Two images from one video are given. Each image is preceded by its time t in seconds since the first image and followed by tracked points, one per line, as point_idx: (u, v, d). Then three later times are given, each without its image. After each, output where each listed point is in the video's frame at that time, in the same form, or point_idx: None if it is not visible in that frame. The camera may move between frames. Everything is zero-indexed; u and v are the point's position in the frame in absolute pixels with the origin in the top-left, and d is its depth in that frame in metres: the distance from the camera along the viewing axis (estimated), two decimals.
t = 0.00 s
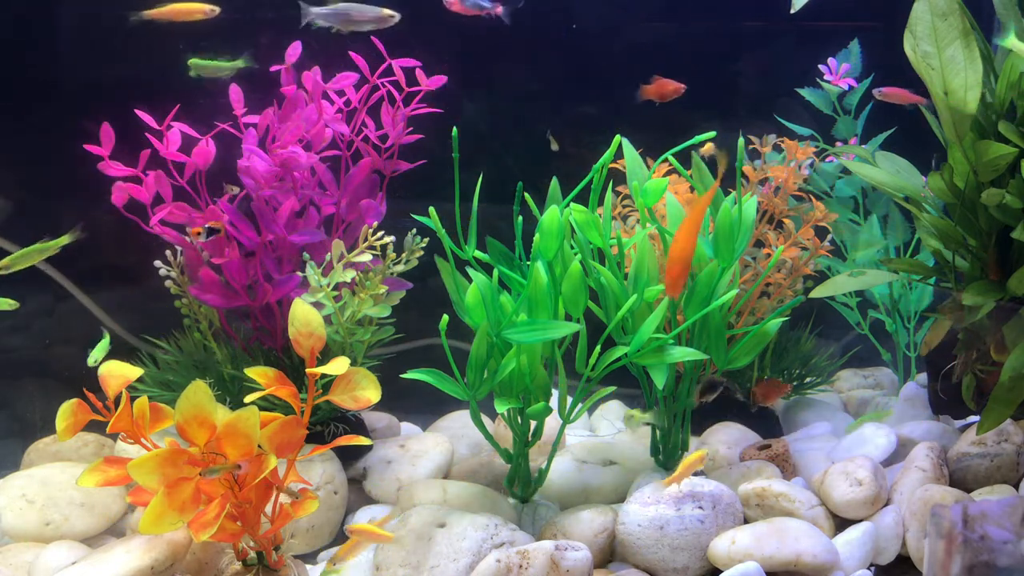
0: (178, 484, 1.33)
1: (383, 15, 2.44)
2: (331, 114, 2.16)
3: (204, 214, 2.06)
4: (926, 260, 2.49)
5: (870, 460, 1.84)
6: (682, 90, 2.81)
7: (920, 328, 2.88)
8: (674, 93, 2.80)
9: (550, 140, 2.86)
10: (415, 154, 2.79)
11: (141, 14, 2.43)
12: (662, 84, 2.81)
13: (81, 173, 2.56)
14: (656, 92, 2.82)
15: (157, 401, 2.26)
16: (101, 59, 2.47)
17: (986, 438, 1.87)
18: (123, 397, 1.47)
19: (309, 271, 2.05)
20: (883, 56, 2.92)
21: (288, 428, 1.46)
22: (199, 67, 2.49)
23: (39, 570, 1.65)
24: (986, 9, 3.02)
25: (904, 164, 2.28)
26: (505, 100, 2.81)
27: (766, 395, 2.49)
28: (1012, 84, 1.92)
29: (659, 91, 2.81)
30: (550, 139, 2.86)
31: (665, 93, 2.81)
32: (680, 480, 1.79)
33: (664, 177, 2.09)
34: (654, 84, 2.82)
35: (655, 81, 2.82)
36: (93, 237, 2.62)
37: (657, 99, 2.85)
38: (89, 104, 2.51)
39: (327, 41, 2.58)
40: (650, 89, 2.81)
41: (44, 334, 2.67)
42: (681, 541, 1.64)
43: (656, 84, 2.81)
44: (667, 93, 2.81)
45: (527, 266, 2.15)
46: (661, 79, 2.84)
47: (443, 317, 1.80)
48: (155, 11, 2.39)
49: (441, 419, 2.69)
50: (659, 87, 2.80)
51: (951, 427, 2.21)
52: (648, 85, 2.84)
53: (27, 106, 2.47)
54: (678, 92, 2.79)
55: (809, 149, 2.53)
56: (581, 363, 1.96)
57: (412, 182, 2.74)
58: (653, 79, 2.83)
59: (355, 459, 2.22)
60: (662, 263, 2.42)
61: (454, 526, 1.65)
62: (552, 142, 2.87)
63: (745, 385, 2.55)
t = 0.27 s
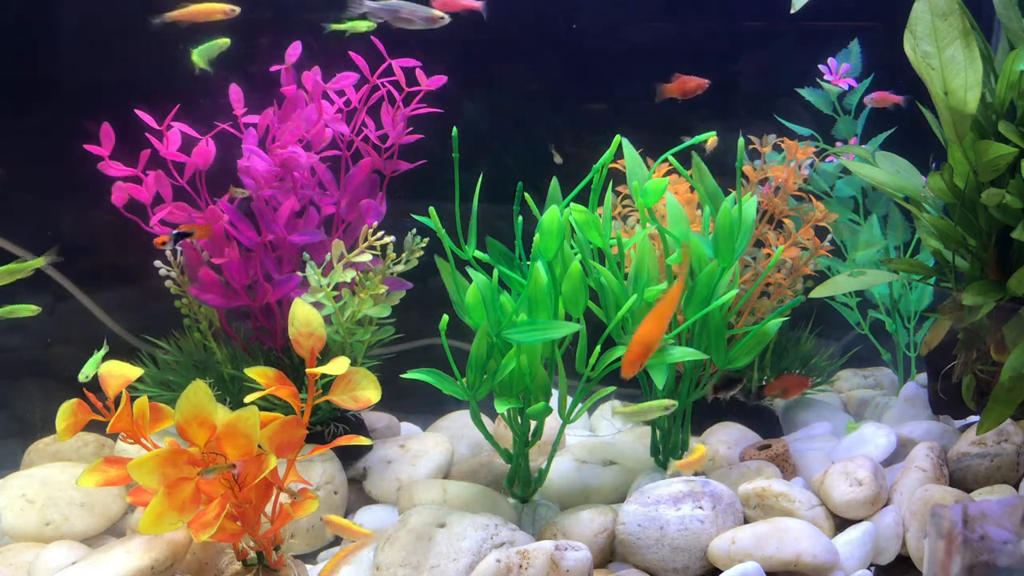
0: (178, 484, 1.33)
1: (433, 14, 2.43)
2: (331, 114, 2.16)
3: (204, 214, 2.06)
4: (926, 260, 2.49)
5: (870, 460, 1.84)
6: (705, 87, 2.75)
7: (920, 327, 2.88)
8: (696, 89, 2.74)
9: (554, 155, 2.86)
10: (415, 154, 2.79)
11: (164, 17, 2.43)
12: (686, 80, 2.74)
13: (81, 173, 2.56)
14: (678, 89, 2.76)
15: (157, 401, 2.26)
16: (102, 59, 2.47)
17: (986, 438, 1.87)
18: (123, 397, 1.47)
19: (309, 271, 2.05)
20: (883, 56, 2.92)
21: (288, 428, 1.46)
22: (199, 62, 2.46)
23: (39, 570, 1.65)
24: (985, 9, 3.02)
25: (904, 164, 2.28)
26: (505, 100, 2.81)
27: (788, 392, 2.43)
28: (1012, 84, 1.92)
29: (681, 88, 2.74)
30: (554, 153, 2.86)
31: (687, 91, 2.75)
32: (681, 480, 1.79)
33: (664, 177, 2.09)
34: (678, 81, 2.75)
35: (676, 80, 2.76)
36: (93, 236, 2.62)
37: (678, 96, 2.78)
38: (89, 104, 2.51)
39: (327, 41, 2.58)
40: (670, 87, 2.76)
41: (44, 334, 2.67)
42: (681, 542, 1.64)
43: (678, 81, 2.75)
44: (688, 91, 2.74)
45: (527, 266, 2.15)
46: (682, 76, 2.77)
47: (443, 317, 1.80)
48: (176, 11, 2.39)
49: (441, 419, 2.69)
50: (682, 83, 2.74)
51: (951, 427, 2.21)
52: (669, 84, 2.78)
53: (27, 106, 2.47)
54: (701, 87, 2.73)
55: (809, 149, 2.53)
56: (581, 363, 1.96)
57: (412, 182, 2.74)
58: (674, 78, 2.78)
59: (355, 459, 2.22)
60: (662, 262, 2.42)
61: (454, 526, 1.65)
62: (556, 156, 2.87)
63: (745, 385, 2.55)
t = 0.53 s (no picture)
0: (178, 485, 1.33)
1: (484, 21, 2.40)
2: (331, 114, 2.16)
3: (204, 214, 2.06)
4: (926, 260, 2.49)
5: (870, 460, 1.84)
6: (728, 79, 2.79)
7: (920, 327, 2.88)
8: (719, 81, 2.79)
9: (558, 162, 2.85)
10: (415, 154, 2.79)
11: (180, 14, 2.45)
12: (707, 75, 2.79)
13: (81, 173, 2.56)
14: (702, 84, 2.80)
15: (157, 401, 2.26)
16: (102, 59, 2.47)
17: (986, 438, 1.87)
18: (123, 397, 1.47)
19: (309, 271, 2.05)
20: (883, 56, 2.92)
21: (288, 428, 1.46)
22: (198, 50, 2.40)
23: (39, 570, 1.65)
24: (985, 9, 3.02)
25: (904, 164, 2.28)
26: (506, 100, 2.81)
27: (803, 391, 2.43)
28: (1012, 84, 1.92)
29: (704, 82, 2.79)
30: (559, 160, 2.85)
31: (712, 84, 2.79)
32: (681, 480, 1.79)
33: (664, 177, 2.09)
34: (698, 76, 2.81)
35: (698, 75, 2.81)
36: (93, 236, 2.62)
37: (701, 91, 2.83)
38: (89, 104, 2.51)
39: (327, 42, 2.59)
40: (692, 83, 2.80)
41: (44, 334, 2.67)
42: (681, 542, 1.64)
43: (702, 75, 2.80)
44: (711, 83, 2.79)
45: (527, 266, 2.15)
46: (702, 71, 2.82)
47: (443, 317, 1.80)
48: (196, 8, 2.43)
49: (441, 419, 2.68)
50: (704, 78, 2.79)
51: (951, 427, 2.21)
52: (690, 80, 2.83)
53: (27, 106, 2.47)
54: (723, 79, 2.77)
55: (809, 149, 2.53)
56: (581, 363, 1.96)
57: (412, 182, 2.74)
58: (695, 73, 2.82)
59: (355, 459, 2.22)
60: (662, 262, 2.42)
61: (454, 526, 1.65)
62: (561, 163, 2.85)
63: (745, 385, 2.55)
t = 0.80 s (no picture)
0: (178, 484, 1.33)
1: (533, 25, 2.52)
2: (331, 114, 2.16)
3: (204, 214, 2.06)
4: (926, 260, 2.49)
5: (870, 460, 1.84)
6: (756, 66, 2.66)
7: (920, 327, 2.88)
8: (747, 69, 2.67)
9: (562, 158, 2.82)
10: (415, 154, 2.79)
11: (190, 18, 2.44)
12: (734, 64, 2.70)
13: (81, 173, 2.56)
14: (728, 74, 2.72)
15: (157, 401, 2.27)
16: (102, 59, 2.47)
17: (986, 439, 1.87)
18: (123, 397, 1.47)
19: (309, 271, 2.05)
20: (883, 56, 2.92)
21: (288, 428, 1.46)
22: (214, 42, 2.35)
23: (39, 570, 1.65)
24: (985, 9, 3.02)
25: (904, 164, 2.28)
26: (506, 100, 2.81)
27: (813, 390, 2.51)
28: (1012, 84, 1.92)
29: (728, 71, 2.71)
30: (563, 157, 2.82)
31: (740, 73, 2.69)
32: (681, 480, 1.79)
33: (664, 177, 2.09)
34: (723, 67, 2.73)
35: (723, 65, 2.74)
36: (92, 236, 2.62)
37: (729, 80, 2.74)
38: (89, 104, 2.51)
39: (327, 41, 2.59)
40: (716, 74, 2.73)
41: (44, 334, 2.67)
42: (681, 542, 1.64)
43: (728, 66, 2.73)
44: (738, 72, 2.69)
45: (526, 266, 2.15)
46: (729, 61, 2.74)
47: (443, 317, 1.80)
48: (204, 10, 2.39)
49: (441, 419, 2.68)
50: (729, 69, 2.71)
51: (951, 427, 2.21)
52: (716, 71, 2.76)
53: (27, 106, 2.47)
54: (750, 66, 2.65)
55: (809, 149, 2.53)
56: (581, 363, 1.96)
57: (412, 182, 2.74)
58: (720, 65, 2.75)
59: (355, 459, 2.22)
60: (662, 262, 2.42)
61: (454, 526, 1.65)
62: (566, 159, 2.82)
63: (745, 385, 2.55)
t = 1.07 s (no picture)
0: (178, 484, 1.33)
1: (579, 28, 2.51)
2: (331, 114, 2.16)
3: (204, 214, 2.06)
4: (926, 260, 2.49)
5: (870, 460, 1.84)
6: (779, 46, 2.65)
7: (920, 327, 2.88)
8: (768, 52, 2.67)
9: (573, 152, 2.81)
10: (415, 154, 2.79)
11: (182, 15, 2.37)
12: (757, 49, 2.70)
13: (81, 173, 2.56)
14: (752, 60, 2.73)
15: (157, 401, 2.27)
16: (101, 59, 2.47)
17: (986, 439, 1.87)
18: (123, 397, 1.47)
19: (309, 271, 2.05)
20: (883, 56, 2.91)
21: (288, 428, 1.46)
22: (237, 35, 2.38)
23: (39, 570, 1.65)
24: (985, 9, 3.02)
25: (904, 164, 2.28)
26: (506, 100, 2.81)
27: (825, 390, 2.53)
28: (1012, 84, 1.92)
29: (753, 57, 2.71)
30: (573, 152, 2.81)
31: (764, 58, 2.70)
32: (681, 480, 1.79)
33: (664, 177, 2.09)
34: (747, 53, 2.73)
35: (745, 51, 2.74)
36: (92, 236, 2.62)
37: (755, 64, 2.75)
38: (89, 104, 2.51)
39: (327, 41, 2.58)
40: (739, 61, 2.74)
41: (45, 334, 2.67)
42: (681, 542, 1.64)
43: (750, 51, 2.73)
44: (761, 56, 2.70)
45: (526, 266, 2.15)
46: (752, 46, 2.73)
47: (443, 317, 1.80)
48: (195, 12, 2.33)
49: (441, 419, 2.68)
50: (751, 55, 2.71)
51: (951, 427, 2.21)
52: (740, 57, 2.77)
53: (27, 106, 2.47)
54: (773, 50, 2.66)
55: (809, 149, 2.53)
56: (581, 363, 1.96)
57: (412, 182, 2.74)
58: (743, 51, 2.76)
59: (356, 459, 2.22)
60: (662, 262, 2.42)
61: (454, 526, 1.65)
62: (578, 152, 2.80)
63: (745, 385, 2.55)
